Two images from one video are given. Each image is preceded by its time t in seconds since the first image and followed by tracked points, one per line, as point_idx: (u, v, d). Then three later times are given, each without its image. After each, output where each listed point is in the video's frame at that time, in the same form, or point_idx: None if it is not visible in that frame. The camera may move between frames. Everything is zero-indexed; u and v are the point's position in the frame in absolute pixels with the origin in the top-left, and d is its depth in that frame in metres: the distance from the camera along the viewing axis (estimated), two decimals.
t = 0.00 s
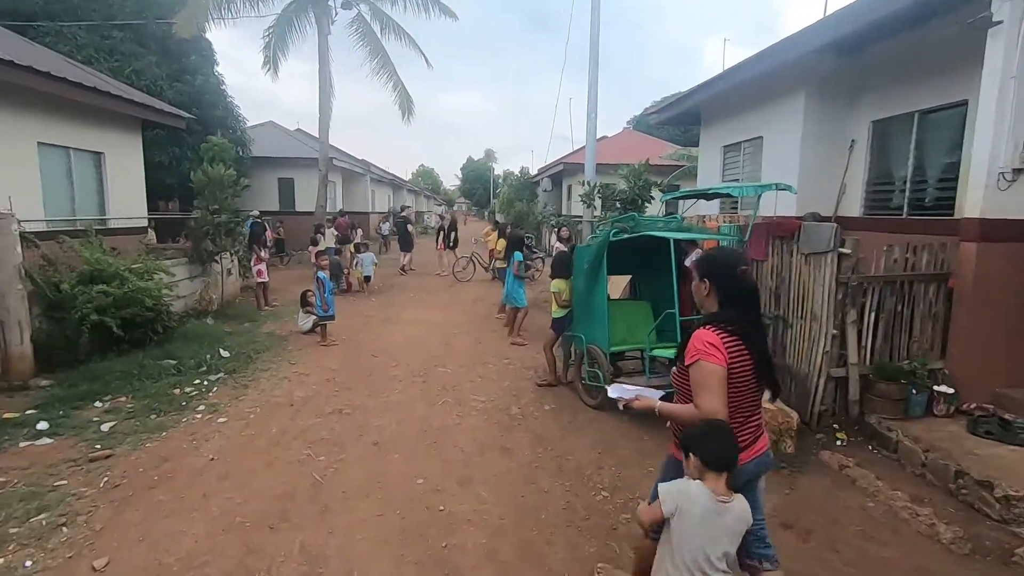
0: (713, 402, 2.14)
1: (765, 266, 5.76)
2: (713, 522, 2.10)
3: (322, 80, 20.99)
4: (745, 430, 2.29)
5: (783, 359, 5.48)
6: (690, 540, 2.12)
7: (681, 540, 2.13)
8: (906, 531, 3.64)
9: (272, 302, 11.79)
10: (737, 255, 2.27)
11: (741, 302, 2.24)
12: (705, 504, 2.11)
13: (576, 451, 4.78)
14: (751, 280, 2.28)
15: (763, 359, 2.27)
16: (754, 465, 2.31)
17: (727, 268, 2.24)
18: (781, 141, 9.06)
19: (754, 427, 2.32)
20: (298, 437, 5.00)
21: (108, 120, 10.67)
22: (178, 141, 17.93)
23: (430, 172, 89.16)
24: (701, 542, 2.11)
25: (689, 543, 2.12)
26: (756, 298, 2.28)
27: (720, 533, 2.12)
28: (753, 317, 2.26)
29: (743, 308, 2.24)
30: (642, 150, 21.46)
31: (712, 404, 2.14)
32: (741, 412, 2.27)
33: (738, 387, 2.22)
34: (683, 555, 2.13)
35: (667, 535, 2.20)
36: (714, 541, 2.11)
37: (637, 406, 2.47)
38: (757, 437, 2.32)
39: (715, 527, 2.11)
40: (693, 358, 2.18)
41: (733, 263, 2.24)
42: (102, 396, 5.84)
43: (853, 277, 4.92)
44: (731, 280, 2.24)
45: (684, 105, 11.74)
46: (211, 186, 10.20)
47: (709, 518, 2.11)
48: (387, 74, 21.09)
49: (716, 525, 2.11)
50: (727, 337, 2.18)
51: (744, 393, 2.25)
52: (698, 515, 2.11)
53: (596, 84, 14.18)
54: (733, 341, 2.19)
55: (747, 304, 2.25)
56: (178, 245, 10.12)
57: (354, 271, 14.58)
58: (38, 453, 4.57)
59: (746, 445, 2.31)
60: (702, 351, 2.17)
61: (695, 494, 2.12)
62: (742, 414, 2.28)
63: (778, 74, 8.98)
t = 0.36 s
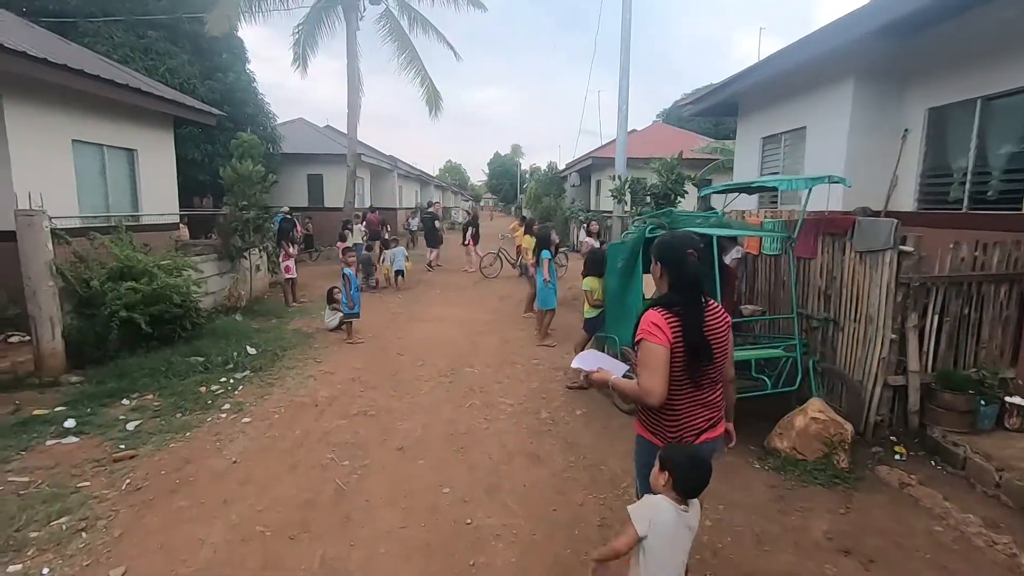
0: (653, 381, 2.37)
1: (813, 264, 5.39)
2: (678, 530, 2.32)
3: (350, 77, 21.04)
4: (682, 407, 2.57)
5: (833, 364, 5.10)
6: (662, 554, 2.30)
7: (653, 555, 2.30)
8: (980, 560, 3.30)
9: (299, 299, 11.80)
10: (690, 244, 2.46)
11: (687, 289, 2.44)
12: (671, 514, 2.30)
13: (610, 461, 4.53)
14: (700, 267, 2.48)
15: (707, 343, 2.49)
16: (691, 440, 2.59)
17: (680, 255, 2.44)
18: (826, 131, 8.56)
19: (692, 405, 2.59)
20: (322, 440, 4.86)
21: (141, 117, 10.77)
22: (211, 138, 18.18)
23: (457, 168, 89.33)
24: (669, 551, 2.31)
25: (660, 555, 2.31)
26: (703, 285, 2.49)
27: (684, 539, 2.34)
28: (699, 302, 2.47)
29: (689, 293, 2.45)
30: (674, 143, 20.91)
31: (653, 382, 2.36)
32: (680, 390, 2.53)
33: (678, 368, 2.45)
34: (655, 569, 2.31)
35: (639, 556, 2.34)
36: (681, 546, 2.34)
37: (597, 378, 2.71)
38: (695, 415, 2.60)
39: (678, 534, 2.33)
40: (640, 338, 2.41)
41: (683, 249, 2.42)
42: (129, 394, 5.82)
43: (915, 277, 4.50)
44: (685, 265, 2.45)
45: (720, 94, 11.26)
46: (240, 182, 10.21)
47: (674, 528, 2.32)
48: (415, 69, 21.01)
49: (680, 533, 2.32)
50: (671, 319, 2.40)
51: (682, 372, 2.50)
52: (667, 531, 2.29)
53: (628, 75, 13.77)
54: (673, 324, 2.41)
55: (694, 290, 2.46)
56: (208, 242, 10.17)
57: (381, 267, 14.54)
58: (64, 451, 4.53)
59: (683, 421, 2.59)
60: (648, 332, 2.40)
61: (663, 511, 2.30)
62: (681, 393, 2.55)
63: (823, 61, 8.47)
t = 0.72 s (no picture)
0: (618, 375, 2.59)
1: (853, 267, 5.06)
2: (628, 497, 2.44)
3: (366, 74, 20.93)
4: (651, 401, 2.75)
5: (875, 373, 4.77)
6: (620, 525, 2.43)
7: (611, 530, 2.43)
8: None
9: (313, 298, 11.68)
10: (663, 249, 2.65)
11: (659, 290, 2.62)
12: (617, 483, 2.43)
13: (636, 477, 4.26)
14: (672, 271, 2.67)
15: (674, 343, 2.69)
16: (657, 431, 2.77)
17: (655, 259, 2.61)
18: (858, 127, 8.16)
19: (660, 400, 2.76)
20: (333, 449, 4.66)
21: (156, 115, 10.70)
22: (226, 136, 18.16)
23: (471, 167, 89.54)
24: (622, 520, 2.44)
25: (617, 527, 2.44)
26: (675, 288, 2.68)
27: (635, 504, 2.47)
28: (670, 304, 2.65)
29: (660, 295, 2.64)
30: (693, 141, 20.49)
31: (618, 375, 2.57)
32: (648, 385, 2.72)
33: (647, 364, 2.64)
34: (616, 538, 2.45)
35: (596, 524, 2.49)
36: (634, 511, 2.48)
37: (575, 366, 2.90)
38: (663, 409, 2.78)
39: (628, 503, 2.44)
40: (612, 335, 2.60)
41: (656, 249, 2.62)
42: (137, 398, 5.67)
43: (969, 282, 4.15)
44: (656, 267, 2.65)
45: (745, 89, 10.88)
46: (254, 180, 10.10)
47: (624, 498, 2.43)
48: (430, 67, 20.82)
49: (631, 500, 2.45)
50: (642, 318, 2.59)
51: (651, 369, 2.69)
52: (616, 502, 2.40)
53: (648, 71, 13.43)
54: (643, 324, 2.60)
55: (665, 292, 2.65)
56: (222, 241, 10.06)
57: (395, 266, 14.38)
58: (68, 459, 4.39)
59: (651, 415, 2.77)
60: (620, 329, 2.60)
61: (608, 481, 2.42)
62: (650, 388, 2.73)
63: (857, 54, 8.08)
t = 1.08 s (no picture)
0: (584, 357, 2.55)
1: (881, 264, 4.76)
2: (586, 476, 2.49)
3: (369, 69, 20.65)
4: (623, 385, 2.71)
5: (910, 377, 4.45)
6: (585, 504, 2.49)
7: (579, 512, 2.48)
8: None
9: (315, 298, 11.46)
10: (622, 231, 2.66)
11: (620, 274, 2.62)
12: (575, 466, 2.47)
13: (653, 489, 3.99)
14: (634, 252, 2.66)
15: (636, 323, 2.69)
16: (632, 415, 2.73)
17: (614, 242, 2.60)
18: (879, 114, 7.79)
19: (629, 381, 2.74)
20: (332, 459, 4.42)
21: (154, 112, 10.49)
22: (229, 134, 17.97)
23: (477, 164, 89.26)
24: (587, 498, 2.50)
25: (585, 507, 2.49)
26: (636, 268, 2.68)
27: (593, 480, 2.53)
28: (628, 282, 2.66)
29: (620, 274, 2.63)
30: (702, 134, 20.09)
31: (583, 358, 2.55)
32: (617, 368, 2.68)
33: (611, 347, 2.63)
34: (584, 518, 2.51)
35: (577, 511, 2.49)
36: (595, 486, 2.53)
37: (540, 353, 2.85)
38: (634, 393, 2.74)
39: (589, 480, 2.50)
40: (575, 319, 2.57)
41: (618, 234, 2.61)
42: (131, 405, 5.46)
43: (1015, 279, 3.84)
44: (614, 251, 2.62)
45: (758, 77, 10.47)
46: (254, 177, 9.87)
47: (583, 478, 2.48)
48: (434, 61, 20.51)
49: (591, 477, 2.51)
50: (605, 301, 2.58)
51: (615, 352, 2.68)
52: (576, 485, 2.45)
53: (657, 61, 13.05)
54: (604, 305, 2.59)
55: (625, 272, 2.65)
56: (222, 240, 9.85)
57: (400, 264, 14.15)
58: (54, 472, 4.17)
59: (626, 399, 2.72)
60: (583, 312, 2.57)
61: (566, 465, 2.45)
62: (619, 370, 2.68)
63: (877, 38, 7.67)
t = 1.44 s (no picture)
0: (530, 346, 2.73)
1: (915, 268, 4.44)
2: (545, 467, 2.66)
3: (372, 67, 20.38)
4: (569, 370, 2.89)
5: (949, 390, 4.12)
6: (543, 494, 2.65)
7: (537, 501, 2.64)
8: None
9: (315, 299, 11.19)
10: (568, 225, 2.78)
11: (563, 270, 2.78)
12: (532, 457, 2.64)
13: (671, 512, 3.69)
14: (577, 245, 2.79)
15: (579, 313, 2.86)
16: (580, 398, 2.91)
17: (555, 237, 2.73)
18: (902, 109, 7.48)
19: (574, 367, 2.92)
20: (326, 477, 4.13)
21: (150, 109, 10.23)
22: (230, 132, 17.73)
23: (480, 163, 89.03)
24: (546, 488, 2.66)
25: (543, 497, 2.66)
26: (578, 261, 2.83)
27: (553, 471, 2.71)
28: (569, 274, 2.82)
29: (561, 266, 2.77)
30: (710, 131, 19.73)
31: (529, 348, 2.73)
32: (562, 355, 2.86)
33: (556, 338, 2.80)
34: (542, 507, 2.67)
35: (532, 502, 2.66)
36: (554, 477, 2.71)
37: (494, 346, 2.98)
38: (581, 377, 2.92)
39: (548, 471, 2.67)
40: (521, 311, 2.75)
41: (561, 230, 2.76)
42: (116, 415, 5.17)
43: None
44: (557, 246, 2.75)
45: (772, 72, 10.15)
46: (252, 176, 9.60)
47: (543, 469, 2.65)
48: (437, 58, 20.23)
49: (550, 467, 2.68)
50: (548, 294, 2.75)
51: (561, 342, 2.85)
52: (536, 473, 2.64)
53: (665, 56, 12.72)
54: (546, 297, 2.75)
55: (567, 265, 2.79)
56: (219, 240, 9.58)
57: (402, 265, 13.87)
58: (28, 490, 3.89)
59: (573, 382, 2.90)
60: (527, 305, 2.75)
61: (526, 456, 2.64)
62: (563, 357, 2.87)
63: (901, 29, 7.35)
